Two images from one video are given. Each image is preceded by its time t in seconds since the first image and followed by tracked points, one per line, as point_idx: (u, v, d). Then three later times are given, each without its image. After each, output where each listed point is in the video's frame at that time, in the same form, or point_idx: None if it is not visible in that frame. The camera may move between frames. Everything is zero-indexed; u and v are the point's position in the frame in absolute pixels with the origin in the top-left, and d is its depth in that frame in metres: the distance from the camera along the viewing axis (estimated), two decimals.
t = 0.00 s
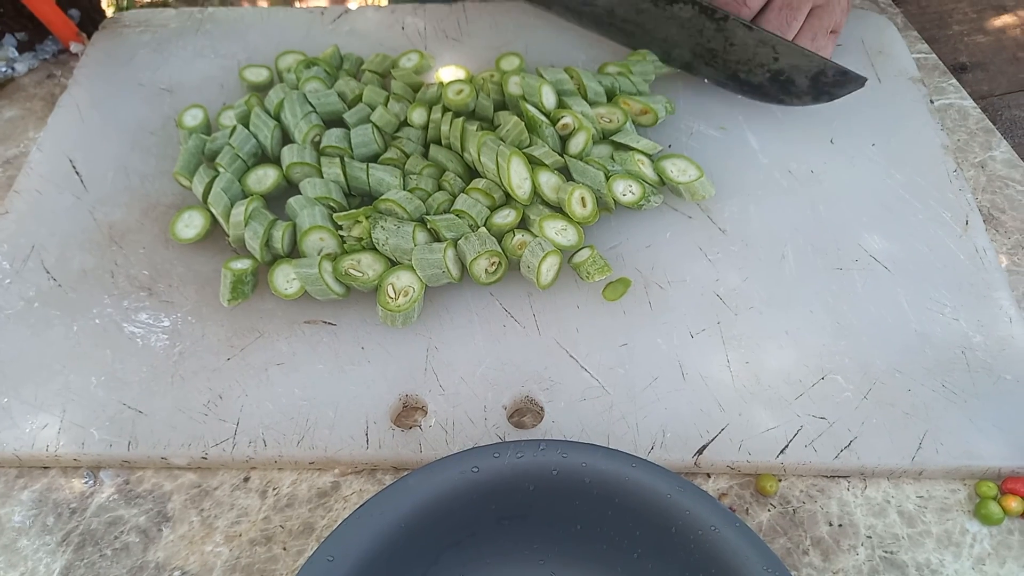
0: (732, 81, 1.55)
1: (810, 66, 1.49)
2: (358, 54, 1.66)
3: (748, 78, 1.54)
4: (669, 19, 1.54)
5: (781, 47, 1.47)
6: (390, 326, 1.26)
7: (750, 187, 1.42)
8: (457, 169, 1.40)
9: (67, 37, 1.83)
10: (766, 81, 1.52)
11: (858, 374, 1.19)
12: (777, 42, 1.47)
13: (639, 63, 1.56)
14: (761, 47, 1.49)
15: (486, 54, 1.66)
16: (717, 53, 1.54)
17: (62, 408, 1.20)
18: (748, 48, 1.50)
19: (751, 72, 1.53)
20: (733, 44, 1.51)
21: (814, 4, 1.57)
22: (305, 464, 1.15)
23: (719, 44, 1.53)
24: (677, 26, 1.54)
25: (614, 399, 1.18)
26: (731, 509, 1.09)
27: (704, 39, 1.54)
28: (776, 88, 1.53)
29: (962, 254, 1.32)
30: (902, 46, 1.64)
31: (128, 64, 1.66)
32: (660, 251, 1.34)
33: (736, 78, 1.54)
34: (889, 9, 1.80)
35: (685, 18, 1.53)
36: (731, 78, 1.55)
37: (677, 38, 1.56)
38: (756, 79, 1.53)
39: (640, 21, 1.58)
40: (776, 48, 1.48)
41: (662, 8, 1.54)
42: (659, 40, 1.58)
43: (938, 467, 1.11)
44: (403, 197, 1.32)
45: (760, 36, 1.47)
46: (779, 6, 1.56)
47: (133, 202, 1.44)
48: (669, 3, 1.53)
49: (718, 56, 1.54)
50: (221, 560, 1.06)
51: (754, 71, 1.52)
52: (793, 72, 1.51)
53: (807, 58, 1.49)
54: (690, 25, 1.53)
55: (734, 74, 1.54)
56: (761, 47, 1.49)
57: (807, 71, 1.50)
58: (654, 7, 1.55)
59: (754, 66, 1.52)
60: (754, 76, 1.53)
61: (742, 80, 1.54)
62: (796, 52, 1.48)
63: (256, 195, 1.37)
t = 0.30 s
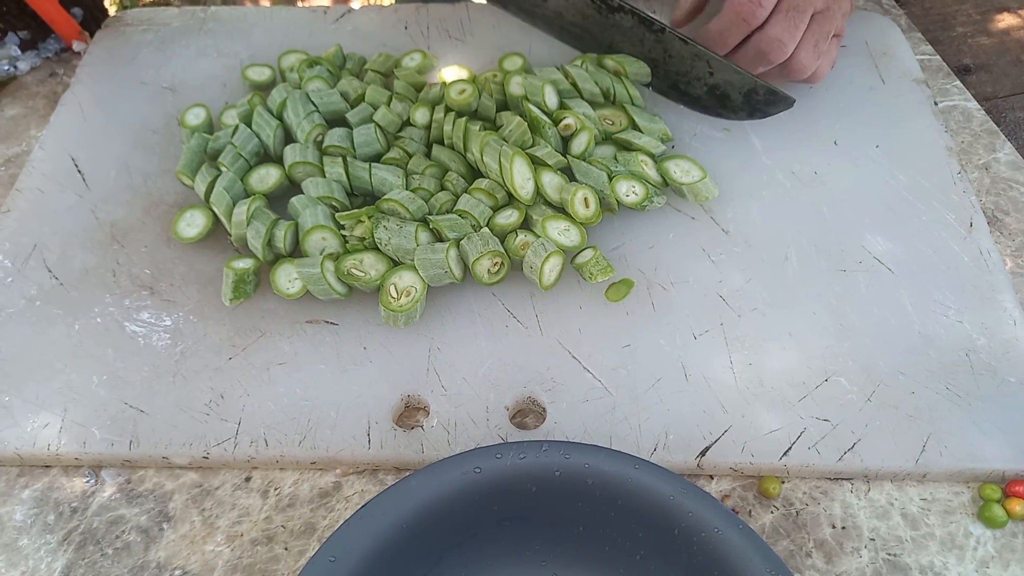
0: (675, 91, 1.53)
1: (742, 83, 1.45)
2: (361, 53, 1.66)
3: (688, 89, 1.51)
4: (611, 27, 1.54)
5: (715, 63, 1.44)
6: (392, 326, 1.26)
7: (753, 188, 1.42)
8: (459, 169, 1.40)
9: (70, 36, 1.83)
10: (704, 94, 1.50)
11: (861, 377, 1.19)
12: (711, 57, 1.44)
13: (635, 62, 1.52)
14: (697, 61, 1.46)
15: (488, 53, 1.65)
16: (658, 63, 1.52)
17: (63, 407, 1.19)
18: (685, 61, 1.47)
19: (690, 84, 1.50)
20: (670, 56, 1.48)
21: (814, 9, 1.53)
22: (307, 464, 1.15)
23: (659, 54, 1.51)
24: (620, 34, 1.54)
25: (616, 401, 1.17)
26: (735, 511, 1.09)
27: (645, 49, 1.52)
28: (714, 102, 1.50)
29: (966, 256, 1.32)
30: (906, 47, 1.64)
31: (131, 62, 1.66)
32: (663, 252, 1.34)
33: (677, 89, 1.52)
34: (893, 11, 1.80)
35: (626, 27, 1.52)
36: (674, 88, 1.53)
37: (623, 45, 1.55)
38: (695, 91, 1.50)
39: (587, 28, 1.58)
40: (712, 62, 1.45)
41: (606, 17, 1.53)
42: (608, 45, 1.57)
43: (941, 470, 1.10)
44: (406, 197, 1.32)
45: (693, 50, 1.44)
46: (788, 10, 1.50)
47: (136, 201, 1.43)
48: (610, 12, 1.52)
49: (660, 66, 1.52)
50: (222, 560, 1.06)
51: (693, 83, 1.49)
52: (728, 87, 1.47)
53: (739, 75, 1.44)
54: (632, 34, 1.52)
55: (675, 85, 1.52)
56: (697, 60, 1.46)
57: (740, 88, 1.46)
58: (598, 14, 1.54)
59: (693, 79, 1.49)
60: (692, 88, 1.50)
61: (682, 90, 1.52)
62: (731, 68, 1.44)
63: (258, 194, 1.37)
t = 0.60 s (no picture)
0: (682, 101, 1.54)
1: (749, 94, 1.45)
2: (370, 61, 1.67)
3: (695, 99, 1.51)
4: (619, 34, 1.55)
5: (723, 73, 1.44)
6: (401, 332, 1.26)
7: (762, 195, 1.42)
8: (469, 175, 1.41)
9: (83, 43, 1.85)
10: (711, 104, 1.50)
11: (870, 385, 1.18)
12: (719, 67, 1.44)
13: (645, 72, 1.52)
14: (705, 71, 1.46)
15: (497, 61, 1.66)
16: (666, 72, 1.52)
17: (74, 412, 1.20)
18: (693, 70, 1.48)
19: (698, 94, 1.50)
20: (679, 64, 1.49)
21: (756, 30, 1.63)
22: (316, 470, 1.15)
23: (668, 63, 1.51)
24: (629, 41, 1.55)
25: (624, 407, 1.17)
26: (744, 518, 1.08)
27: (655, 58, 1.53)
28: (720, 112, 1.50)
29: (976, 263, 1.31)
30: (916, 55, 1.64)
31: (143, 69, 1.68)
32: (671, 259, 1.34)
33: (684, 98, 1.53)
34: (902, 18, 1.80)
35: (636, 35, 1.53)
36: (681, 97, 1.53)
37: (632, 53, 1.56)
38: (703, 101, 1.50)
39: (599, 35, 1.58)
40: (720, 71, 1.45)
41: (616, 25, 1.54)
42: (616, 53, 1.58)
43: (952, 478, 1.10)
44: (415, 203, 1.32)
45: (702, 59, 1.45)
46: (720, 36, 1.65)
47: (147, 207, 1.44)
48: (621, 19, 1.53)
49: (667, 74, 1.53)
50: (231, 565, 1.06)
51: (700, 93, 1.50)
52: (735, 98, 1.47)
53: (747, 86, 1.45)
54: (642, 42, 1.53)
55: (682, 94, 1.52)
56: (704, 70, 1.46)
57: (746, 99, 1.46)
58: (609, 21, 1.55)
59: (700, 89, 1.49)
60: (700, 98, 1.50)
61: (690, 100, 1.52)
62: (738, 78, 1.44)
63: (269, 200, 1.38)
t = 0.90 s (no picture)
0: (686, 115, 1.55)
1: (754, 109, 1.45)
2: (373, 78, 1.69)
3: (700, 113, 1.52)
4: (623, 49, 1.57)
5: (727, 88, 1.45)
6: (402, 346, 1.27)
7: (761, 211, 1.43)
8: (470, 191, 1.42)
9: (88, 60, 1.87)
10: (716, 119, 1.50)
11: (870, 401, 1.18)
12: (725, 83, 1.44)
13: (646, 87, 1.53)
14: (710, 86, 1.47)
15: (498, 79, 1.68)
16: (672, 87, 1.53)
17: (75, 425, 1.20)
18: (698, 85, 1.48)
19: (703, 108, 1.51)
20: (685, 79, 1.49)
21: (763, 55, 1.63)
22: (316, 484, 1.15)
23: (673, 78, 1.51)
24: (635, 56, 1.56)
25: (625, 422, 1.17)
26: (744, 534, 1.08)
27: (659, 72, 1.54)
28: (724, 127, 1.51)
29: (974, 279, 1.32)
30: (913, 74, 1.65)
31: (148, 85, 1.69)
32: (671, 274, 1.34)
33: (689, 113, 1.54)
34: (899, 37, 1.82)
35: (642, 50, 1.54)
36: (684, 112, 1.54)
37: (637, 68, 1.57)
38: (708, 116, 1.51)
39: (604, 51, 1.60)
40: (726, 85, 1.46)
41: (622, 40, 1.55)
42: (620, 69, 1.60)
43: (952, 494, 1.10)
44: (417, 218, 1.34)
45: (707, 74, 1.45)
46: (726, 64, 1.63)
47: (150, 221, 1.45)
48: (627, 34, 1.54)
49: (672, 90, 1.54)
50: None
51: (705, 108, 1.50)
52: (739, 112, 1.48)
53: (752, 102, 1.45)
54: (647, 57, 1.54)
55: (687, 109, 1.53)
56: (709, 85, 1.47)
57: (751, 113, 1.46)
58: (615, 37, 1.56)
59: (705, 104, 1.50)
60: (705, 112, 1.51)
61: (695, 114, 1.53)
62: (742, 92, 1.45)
63: (271, 215, 1.39)
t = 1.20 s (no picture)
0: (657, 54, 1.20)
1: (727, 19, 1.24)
2: (376, 78, 1.69)
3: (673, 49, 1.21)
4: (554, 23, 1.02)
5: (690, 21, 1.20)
6: (405, 347, 1.26)
7: (764, 212, 1.43)
8: (473, 192, 1.42)
9: (91, 59, 1.87)
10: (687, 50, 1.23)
11: (873, 403, 1.18)
12: None
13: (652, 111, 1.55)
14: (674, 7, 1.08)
15: (501, 79, 1.68)
16: None
17: (77, 424, 1.20)
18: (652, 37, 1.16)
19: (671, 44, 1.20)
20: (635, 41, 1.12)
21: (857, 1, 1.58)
22: (318, 484, 1.15)
23: None
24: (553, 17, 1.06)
25: (628, 423, 1.17)
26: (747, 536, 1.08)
27: None
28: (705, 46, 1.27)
29: (978, 282, 1.32)
30: (916, 77, 1.65)
31: (150, 85, 1.69)
32: (675, 276, 1.34)
33: None
34: (902, 40, 1.82)
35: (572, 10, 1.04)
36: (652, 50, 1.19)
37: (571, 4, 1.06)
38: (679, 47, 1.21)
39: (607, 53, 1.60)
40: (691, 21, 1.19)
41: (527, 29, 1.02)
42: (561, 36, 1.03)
43: (956, 497, 1.10)
44: (420, 219, 1.33)
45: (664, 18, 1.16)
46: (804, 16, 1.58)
47: (152, 221, 1.45)
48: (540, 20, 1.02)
49: None
50: None
51: None
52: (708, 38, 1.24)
53: None
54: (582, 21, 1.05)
55: None
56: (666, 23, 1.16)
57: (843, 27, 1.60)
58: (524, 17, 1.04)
59: None
60: None
61: None
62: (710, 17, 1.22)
63: (274, 215, 1.39)
